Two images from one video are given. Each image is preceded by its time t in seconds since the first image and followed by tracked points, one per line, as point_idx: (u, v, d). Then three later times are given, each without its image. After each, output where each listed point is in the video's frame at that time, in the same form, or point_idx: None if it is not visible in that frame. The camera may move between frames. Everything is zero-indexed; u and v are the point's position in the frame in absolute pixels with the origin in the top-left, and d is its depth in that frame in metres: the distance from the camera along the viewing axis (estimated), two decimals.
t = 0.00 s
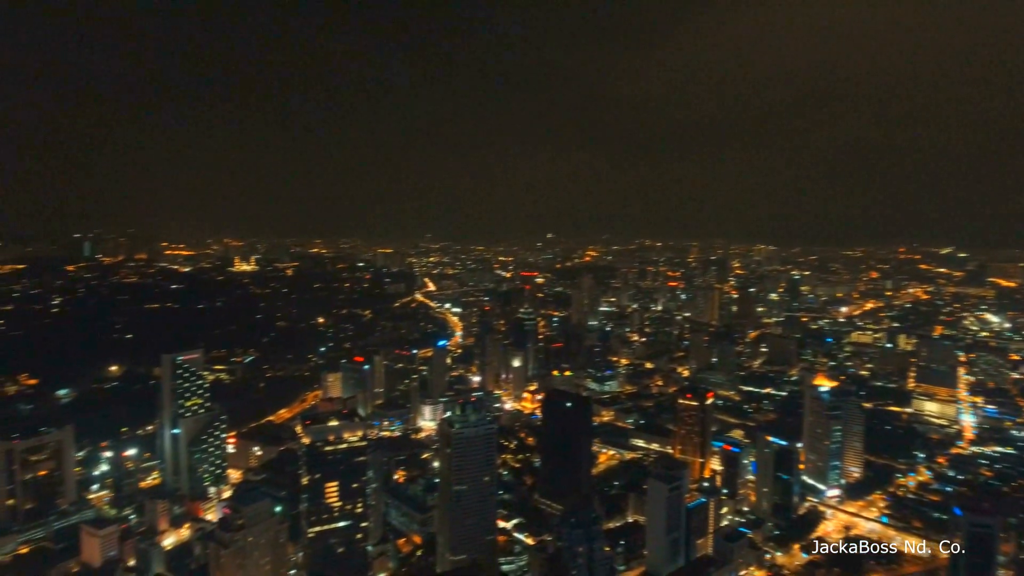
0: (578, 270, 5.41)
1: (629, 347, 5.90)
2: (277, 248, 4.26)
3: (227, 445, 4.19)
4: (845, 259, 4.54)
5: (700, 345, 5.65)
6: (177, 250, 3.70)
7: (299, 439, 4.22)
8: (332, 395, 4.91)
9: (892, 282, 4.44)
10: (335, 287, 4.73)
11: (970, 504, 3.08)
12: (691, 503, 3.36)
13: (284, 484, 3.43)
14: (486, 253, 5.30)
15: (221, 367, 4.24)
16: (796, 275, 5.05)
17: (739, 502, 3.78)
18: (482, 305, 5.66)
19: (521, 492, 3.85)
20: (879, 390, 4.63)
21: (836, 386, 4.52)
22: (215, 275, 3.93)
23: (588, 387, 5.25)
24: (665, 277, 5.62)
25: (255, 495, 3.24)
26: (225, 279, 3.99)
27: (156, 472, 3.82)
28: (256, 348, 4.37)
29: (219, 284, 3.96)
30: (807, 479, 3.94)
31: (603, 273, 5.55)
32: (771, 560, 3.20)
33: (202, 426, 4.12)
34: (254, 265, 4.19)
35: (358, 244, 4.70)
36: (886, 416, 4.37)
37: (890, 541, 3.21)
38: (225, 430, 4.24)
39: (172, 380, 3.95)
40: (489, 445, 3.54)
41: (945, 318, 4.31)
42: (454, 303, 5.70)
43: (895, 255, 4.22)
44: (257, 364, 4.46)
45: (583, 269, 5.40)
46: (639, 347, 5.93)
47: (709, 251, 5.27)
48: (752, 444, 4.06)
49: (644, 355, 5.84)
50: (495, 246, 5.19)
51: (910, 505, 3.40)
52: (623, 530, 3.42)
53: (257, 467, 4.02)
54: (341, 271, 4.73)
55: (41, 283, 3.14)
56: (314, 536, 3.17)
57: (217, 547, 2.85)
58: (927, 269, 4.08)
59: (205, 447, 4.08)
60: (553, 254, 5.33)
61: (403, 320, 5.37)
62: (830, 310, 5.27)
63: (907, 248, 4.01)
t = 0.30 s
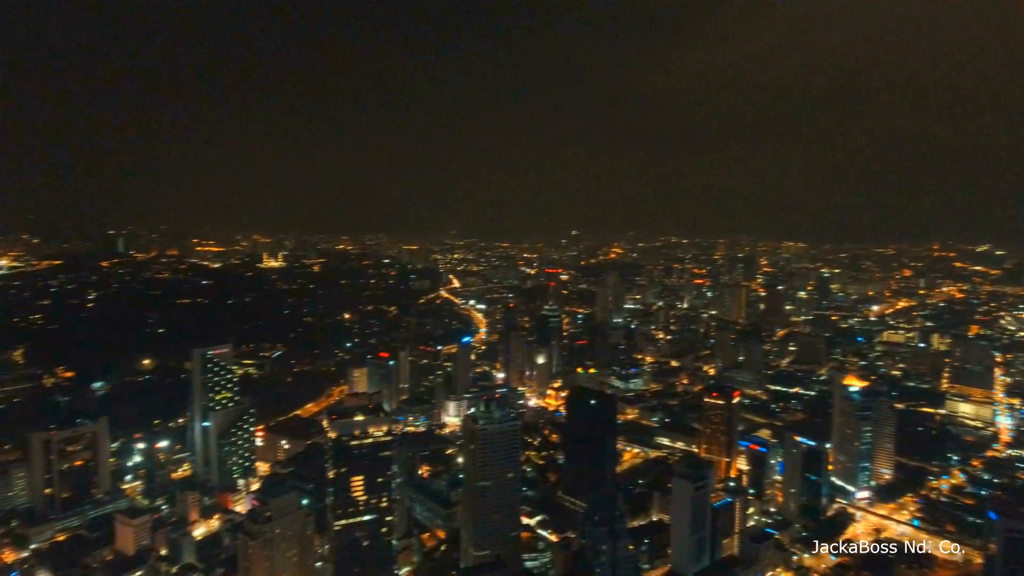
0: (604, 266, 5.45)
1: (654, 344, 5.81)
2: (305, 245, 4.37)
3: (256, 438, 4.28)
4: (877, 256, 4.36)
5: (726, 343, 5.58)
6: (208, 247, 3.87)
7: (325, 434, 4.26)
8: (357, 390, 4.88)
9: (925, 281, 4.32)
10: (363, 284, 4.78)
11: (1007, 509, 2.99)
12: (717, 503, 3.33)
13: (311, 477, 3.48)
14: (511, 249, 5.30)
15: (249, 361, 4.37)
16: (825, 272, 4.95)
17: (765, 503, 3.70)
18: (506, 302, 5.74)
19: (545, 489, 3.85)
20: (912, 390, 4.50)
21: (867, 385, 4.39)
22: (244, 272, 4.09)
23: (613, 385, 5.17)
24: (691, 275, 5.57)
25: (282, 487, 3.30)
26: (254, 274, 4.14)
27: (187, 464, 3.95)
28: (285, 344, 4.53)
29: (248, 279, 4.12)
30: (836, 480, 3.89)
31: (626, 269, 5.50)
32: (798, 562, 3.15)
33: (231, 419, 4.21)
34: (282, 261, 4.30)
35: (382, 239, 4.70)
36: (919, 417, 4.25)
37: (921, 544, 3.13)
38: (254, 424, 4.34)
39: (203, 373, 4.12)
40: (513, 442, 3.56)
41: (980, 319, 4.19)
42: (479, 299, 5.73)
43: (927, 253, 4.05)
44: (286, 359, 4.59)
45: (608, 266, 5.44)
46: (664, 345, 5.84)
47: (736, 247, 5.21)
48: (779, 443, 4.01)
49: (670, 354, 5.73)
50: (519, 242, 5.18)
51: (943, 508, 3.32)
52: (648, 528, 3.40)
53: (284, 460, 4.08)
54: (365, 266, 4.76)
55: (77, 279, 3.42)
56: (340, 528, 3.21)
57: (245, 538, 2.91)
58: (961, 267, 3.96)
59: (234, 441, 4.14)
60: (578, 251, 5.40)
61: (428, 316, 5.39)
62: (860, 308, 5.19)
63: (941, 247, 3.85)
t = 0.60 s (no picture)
0: (629, 264, 5.17)
1: (679, 343, 5.76)
2: (331, 242, 4.50)
3: (282, 432, 4.39)
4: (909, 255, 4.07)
5: (752, 341, 5.51)
6: (236, 243, 4.01)
7: (349, 428, 4.27)
8: (382, 385, 4.99)
9: (959, 280, 4.03)
10: (387, 280, 4.84)
11: None
12: (742, 503, 3.31)
13: (336, 472, 3.54)
14: (532, 245, 5.13)
15: (277, 356, 4.53)
16: (856, 270, 4.73)
17: (792, 504, 3.66)
18: (529, 299, 5.52)
19: (568, 486, 3.84)
20: (946, 391, 4.39)
21: (898, 386, 4.33)
22: (272, 267, 4.26)
23: (637, 383, 5.16)
24: (717, 272, 5.31)
25: (308, 481, 3.35)
26: (280, 270, 4.30)
27: (216, 457, 4.12)
28: (309, 339, 4.69)
29: (275, 274, 4.28)
30: (864, 482, 3.81)
31: (651, 267, 5.28)
32: (825, 565, 3.09)
33: (259, 412, 4.33)
34: (308, 258, 4.48)
35: (408, 238, 4.75)
36: (953, 418, 4.11)
37: (954, 548, 3.04)
38: (281, 418, 4.45)
39: (232, 368, 4.28)
40: (536, 438, 3.56)
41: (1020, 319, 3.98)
42: (502, 296, 5.57)
43: (963, 252, 3.77)
44: (311, 354, 4.76)
45: (633, 264, 5.16)
46: (689, 343, 5.78)
47: (763, 245, 4.98)
48: (807, 444, 3.95)
49: (694, 352, 5.71)
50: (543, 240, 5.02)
51: (976, 513, 3.22)
52: (671, 527, 3.38)
53: (311, 454, 4.15)
54: (392, 265, 4.85)
55: (111, 274, 3.54)
56: (365, 523, 3.21)
57: (273, 530, 2.98)
58: (998, 265, 3.71)
59: (261, 435, 4.27)
60: (602, 248, 5.19)
61: (453, 314, 5.39)
62: (892, 307, 5.03)
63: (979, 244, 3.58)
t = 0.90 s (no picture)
0: (654, 262, 5.20)
1: (705, 342, 5.68)
2: (358, 240, 4.51)
3: (309, 426, 4.53)
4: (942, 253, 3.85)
5: (781, 342, 5.37)
6: (264, 240, 4.08)
7: (377, 424, 4.30)
8: (407, 381, 4.99)
9: (998, 279, 3.84)
10: (412, 278, 4.83)
11: None
12: (770, 504, 3.24)
13: (362, 466, 3.58)
14: (558, 243, 5.19)
15: (304, 352, 4.62)
16: (888, 269, 4.45)
17: (821, 506, 3.62)
18: (554, 297, 5.52)
19: (592, 484, 3.85)
20: (981, 395, 4.13)
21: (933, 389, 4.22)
22: (300, 265, 4.29)
23: (663, 381, 5.13)
24: (744, 271, 5.24)
25: (334, 475, 3.39)
26: (309, 267, 4.33)
27: (245, 449, 4.26)
28: (337, 335, 4.75)
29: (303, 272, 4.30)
30: (896, 486, 3.78)
31: (678, 264, 5.27)
32: (855, 568, 3.01)
33: (286, 407, 4.49)
34: (335, 254, 4.46)
35: (433, 234, 4.77)
36: (989, 421, 3.87)
37: (989, 554, 2.94)
38: (307, 413, 4.61)
39: (260, 363, 4.44)
40: (562, 436, 3.55)
41: None
42: (527, 294, 5.56)
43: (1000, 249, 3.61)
44: (338, 351, 4.82)
45: (659, 262, 5.17)
46: (716, 342, 5.69)
47: (792, 243, 4.64)
48: (836, 445, 3.86)
49: (721, 351, 5.62)
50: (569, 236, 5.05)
51: (1013, 518, 3.10)
52: (697, 528, 3.36)
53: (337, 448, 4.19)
54: (417, 262, 4.83)
55: (144, 272, 3.70)
56: (390, 517, 3.26)
57: (301, 522, 3.00)
58: None
59: (289, 429, 4.42)
60: (628, 246, 5.19)
61: (477, 311, 5.37)
62: (927, 306, 4.64)
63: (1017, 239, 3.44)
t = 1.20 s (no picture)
0: (681, 260, 5.01)
1: (734, 341, 5.55)
2: (384, 236, 4.68)
3: (337, 421, 4.56)
4: (982, 250, 3.86)
5: (812, 342, 5.18)
6: (293, 238, 4.34)
7: (402, 420, 4.33)
8: (434, 377, 5.09)
9: None
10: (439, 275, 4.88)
11: None
12: (799, 507, 3.21)
13: (388, 462, 3.62)
14: (585, 241, 5.01)
15: (332, 347, 4.73)
16: (925, 269, 4.29)
17: (852, 510, 3.54)
18: (580, 295, 5.35)
19: (617, 483, 3.83)
20: None
21: (972, 390, 3.93)
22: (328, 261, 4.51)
23: (689, 381, 5.10)
24: (774, 269, 4.95)
25: (360, 469, 3.43)
26: (337, 265, 4.54)
27: (275, 443, 4.39)
28: (363, 332, 4.82)
29: (329, 269, 4.51)
30: (931, 490, 3.67)
31: (708, 263, 5.04)
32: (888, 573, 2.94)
33: (315, 401, 4.56)
34: (362, 252, 4.64)
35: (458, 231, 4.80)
36: None
37: None
38: (336, 407, 4.64)
39: (290, 358, 4.54)
40: (586, 435, 3.57)
41: None
42: (552, 291, 5.40)
43: None
44: (365, 347, 4.89)
45: (688, 260, 4.99)
46: (745, 341, 5.54)
47: (825, 241, 4.57)
48: (869, 448, 3.81)
49: (750, 351, 5.49)
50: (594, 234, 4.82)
51: None
52: (725, 529, 3.30)
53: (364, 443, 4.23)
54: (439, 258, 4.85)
55: (178, 268, 3.98)
56: (416, 512, 3.29)
57: (329, 517, 3.08)
58: None
59: (317, 423, 4.48)
60: (655, 243, 4.95)
61: (505, 307, 5.31)
62: (964, 306, 4.28)
63: None
